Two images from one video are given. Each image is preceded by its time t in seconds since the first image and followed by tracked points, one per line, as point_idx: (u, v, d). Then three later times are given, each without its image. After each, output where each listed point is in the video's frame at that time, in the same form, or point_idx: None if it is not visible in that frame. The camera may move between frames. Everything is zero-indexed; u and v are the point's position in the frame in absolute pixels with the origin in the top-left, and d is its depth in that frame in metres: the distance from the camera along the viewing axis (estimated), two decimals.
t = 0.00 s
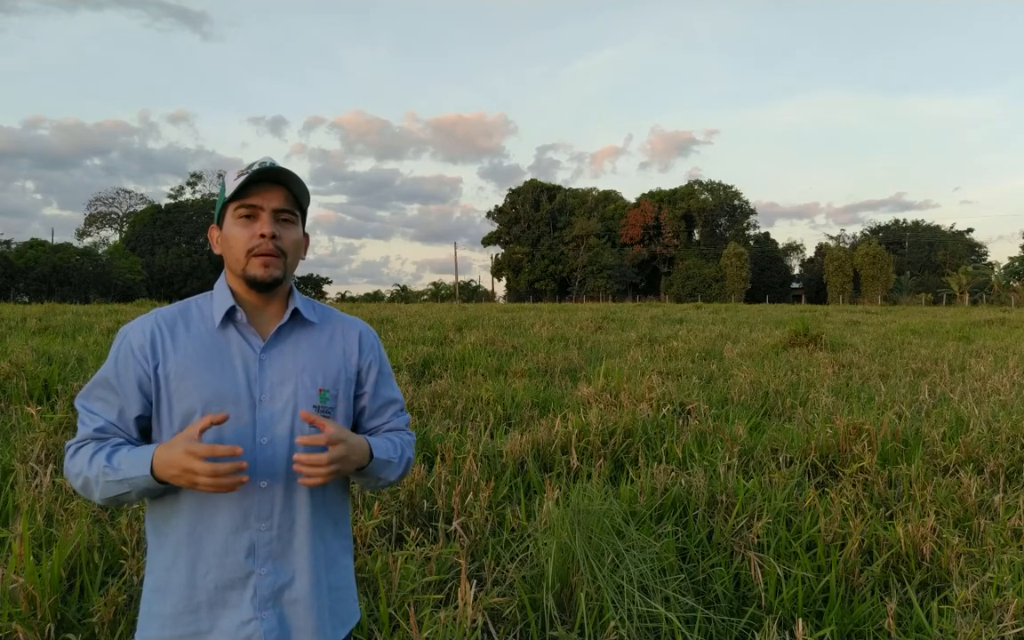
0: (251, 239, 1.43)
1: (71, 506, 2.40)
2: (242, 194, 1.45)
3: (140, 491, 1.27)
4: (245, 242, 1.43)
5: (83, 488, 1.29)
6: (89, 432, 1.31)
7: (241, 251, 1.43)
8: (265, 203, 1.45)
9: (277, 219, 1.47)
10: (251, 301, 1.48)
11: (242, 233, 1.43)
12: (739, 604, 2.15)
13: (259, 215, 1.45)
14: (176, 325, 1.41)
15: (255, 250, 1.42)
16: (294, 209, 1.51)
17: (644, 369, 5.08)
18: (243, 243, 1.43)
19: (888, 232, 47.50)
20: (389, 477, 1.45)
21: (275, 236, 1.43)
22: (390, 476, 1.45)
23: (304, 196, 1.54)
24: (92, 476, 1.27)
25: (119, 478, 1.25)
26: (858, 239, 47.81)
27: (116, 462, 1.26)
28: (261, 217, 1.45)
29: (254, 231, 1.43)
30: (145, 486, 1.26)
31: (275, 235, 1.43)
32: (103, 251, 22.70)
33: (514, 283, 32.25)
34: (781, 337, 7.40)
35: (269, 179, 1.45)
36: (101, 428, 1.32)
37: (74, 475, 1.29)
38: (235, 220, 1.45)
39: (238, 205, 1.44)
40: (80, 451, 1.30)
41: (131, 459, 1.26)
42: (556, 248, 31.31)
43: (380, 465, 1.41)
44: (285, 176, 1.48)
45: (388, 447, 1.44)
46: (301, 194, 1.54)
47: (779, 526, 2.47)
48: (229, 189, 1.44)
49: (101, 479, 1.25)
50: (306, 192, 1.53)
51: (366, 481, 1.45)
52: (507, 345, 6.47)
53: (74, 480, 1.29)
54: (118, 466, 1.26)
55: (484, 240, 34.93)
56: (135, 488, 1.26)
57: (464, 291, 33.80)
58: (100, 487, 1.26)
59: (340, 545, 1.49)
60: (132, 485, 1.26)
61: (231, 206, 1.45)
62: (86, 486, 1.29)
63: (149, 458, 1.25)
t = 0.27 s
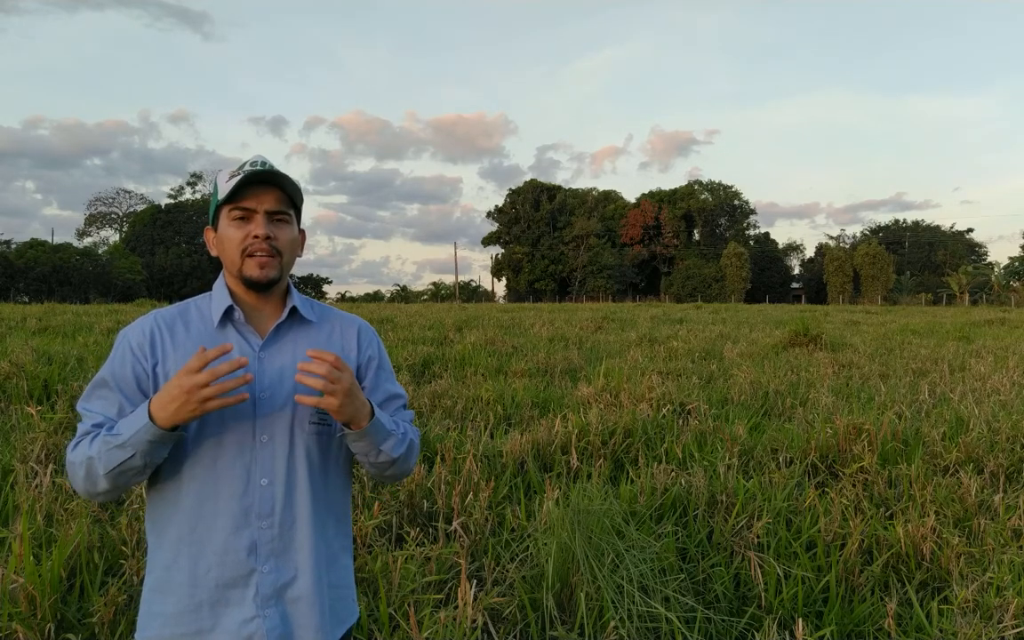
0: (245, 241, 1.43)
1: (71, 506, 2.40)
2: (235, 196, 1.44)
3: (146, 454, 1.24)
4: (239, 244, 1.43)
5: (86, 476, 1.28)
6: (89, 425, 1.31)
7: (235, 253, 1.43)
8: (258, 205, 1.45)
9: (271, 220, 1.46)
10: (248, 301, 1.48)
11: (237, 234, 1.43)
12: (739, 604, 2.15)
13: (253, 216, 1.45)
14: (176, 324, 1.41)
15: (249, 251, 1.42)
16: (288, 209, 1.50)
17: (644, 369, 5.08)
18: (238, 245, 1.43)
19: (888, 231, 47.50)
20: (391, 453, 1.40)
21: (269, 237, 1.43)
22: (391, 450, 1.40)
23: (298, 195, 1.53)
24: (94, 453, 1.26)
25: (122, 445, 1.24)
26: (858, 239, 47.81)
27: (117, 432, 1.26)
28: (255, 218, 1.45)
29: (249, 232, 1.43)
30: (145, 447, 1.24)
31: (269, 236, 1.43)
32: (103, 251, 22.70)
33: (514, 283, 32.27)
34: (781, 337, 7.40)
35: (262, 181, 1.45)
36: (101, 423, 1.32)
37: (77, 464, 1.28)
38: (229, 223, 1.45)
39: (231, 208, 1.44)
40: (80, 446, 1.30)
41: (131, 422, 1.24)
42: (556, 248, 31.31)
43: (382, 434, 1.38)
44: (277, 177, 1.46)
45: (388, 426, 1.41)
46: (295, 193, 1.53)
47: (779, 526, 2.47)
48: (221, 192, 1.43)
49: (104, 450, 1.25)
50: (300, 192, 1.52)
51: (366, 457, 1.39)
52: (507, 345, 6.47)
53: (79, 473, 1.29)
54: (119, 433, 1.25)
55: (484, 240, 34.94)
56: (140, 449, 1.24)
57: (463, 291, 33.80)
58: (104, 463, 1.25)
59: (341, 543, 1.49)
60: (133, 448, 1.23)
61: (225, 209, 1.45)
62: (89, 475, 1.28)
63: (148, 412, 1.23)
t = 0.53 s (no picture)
0: (242, 236, 1.43)
1: (71, 506, 2.40)
2: (230, 194, 1.45)
3: (121, 490, 1.26)
4: (236, 240, 1.43)
5: (65, 485, 1.28)
6: (77, 429, 1.30)
7: (233, 250, 1.43)
8: (254, 200, 1.45)
9: (267, 215, 1.46)
10: (248, 299, 1.48)
11: (234, 231, 1.44)
12: (739, 604, 2.15)
13: (249, 212, 1.45)
14: (175, 326, 1.41)
15: (247, 247, 1.42)
16: (284, 204, 1.50)
17: (644, 369, 5.08)
18: (236, 241, 1.43)
19: (888, 231, 47.49)
20: (385, 472, 1.43)
21: (265, 231, 1.43)
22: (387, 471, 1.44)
23: (294, 191, 1.54)
24: (74, 472, 1.26)
25: (102, 475, 1.25)
26: (858, 239, 47.82)
27: (99, 459, 1.26)
28: (251, 214, 1.45)
29: (245, 228, 1.43)
30: (123, 485, 1.25)
31: (265, 230, 1.43)
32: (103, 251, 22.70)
33: (514, 283, 32.29)
34: (781, 337, 7.40)
35: (256, 176, 1.45)
36: (89, 427, 1.31)
37: (59, 471, 1.28)
38: (226, 220, 1.45)
39: (227, 205, 1.45)
40: (67, 448, 1.29)
41: (113, 455, 1.25)
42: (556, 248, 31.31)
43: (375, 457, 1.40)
44: (272, 173, 1.47)
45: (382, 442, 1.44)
46: (291, 189, 1.53)
47: (779, 526, 2.47)
48: (217, 190, 1.44)
49: (84, 474, 1.25)
50: (295, 187, 1.53)
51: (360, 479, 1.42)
52: (507, 345, 6.47)
53: (59, 477, 1.29)
54: (100, 463, 1.25)
55: (484, 240, 34.94)
56: (117, 485, 1.25)
57: (463, 291, 33.80)
58: (81, 484, 1.25)
59: (342, 544, 1.50)
60: (111, 482, 1.24)
61: (221, 207, 1.45)
62: (67, 483, 1.28)
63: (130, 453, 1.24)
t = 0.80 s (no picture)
0: (243, 246, 1.43)
1: (71, 506, 2.40)
2: (234, 201, 1.44)
3: (148, 461, 1.24)
4: (237, 249, 1.43)
5: (88, 483, 1.27)
6: (88, 431, 1.31)
7: (233, 259, 1.43)
8: (258, 211, 1.44)
9: (270, 227, 1.46)
10: (245, 305, 1.48)
11: (235, 240, 1.44)
12: (739, 604, 2.15)
13: (251, 222, 1.45)
14: (173, 325, 1.41)
15: (247, 258, 1.42)
16: (287, 214, 1.50)
17: (644, 369, 5.08)
18: (236, 251, 1.43)
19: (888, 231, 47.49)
20: (381, 459, 1.41)
21: (267, 244, 1.43)
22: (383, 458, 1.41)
23: (299, 201, 1.52)
24: (95, 460, 1.25)
25: (124, 453, 1.23)
26: (858, 239, 47.82)
27: (118, 440, 1.25)
28: (253, 224, 1.45)
29: (247, 238, 1.43)
30: (145, 453, 1.23)
31: (267, 243, 1.43)
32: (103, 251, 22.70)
33: (514, 283, 32.30)
34: (781, 337, 7.40)
35: (262, 187, 1.44)
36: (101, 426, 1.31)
37: (76, 470, 1.28)
38: (228, 227, 1.44)
39: (230, 212, 1.44)
40: (82, 448, 1.29)
41: (131, 426, 1.24)
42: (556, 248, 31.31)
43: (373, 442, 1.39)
44: (279, 185, 1.46)
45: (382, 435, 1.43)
46: (296, 199, 1.52)
47: (779, 526, 2.47)
48: (221, 195, 1.43)
49: (105, 458, 1.24)
50: (300, 198, 1.52)
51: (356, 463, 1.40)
52: (507, 345, 6.47)
53: (79, 478, 1.28)
54: (119, 440, 1.24)
55: (484, 240, 34.95)
56: (141, 456, 1.23)
57: (463, 291, 33.80)
58: (103, 468, 1.24)
59: (341, 542, 1.49)
60: (133, 453, 1.23)
61: (224, 212, 1.44)
62: (90, 481, 1.28)
63: (149, 417, 1.22)
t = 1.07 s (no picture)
0: (246, 244, 1.43)
1: (71, 506, 2.40)
2: (240, 198, 1.44)
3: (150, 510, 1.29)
4: (240, 246, 1.43)
5: (88, 502, 1.29)
6: (88, 442, 1.31)
7: (235, 256, 1.43)
8: (263, 210, 1.45)
9: (275, 226, 1.46)
10: (245, 304, 1.47)
11: (238, 237, 1.43)
12: (739, 604, 2.15)
13: (256, 220, 1.45)
14: (172, 330, 1.40)
15: (249, 256, 1.42)
16: (292, 216, 1.50)
17: (644, 369, 5.08)
18: (239, 248, 1.43)
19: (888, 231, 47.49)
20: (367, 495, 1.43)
21: (270, 244, 1.43)
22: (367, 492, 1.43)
23: (306, 204, 1.53)
24: (99, 493, 1.27)
25: (130, 499, 1.26)
26: (858, 239, 47.82)
27: (124, 484, 1.27)
28: (258, 222, 1.45)
29: (250, 236, 1.43)
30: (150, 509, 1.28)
31: (270, 243, 1.43)
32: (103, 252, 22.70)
33: (514, 283, 32.30)
34: (780, 337, 7.40)
35: (269, 185, 1.44)
36: (102, 440, 1.32)
37: (78, 489, 1.29)
38: (232, 224, 1.45)
39: (236, 209, 1.44)
40: (84, 465, 1.30)
41: (139, 482, 1.26)
42: (556, 248, 31.31)
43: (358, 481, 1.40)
44: (286, 185, 1.47)
45: (367, 462, 1.43)
46: (302, 201, 1.53)
47: (779, 526, 2.47)
48: (228, 191, 1.43)
49: (110, 498, 1.26)
50: (307, 200, 1.52)
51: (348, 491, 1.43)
52: (507, 345, 6.47)
53: (79, 494, 1.30)
54: (126, 488, 1.26)
55: (484, 240, 34.95)
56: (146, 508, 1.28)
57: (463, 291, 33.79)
58: (107, 504, 1.27)
59: (339, 547, 1.50)
60: (138, 506, 1.27)
61: (230, 209, 1.44)
62: (91, 500, 1.30)
63: (161, 484, 1.26)
